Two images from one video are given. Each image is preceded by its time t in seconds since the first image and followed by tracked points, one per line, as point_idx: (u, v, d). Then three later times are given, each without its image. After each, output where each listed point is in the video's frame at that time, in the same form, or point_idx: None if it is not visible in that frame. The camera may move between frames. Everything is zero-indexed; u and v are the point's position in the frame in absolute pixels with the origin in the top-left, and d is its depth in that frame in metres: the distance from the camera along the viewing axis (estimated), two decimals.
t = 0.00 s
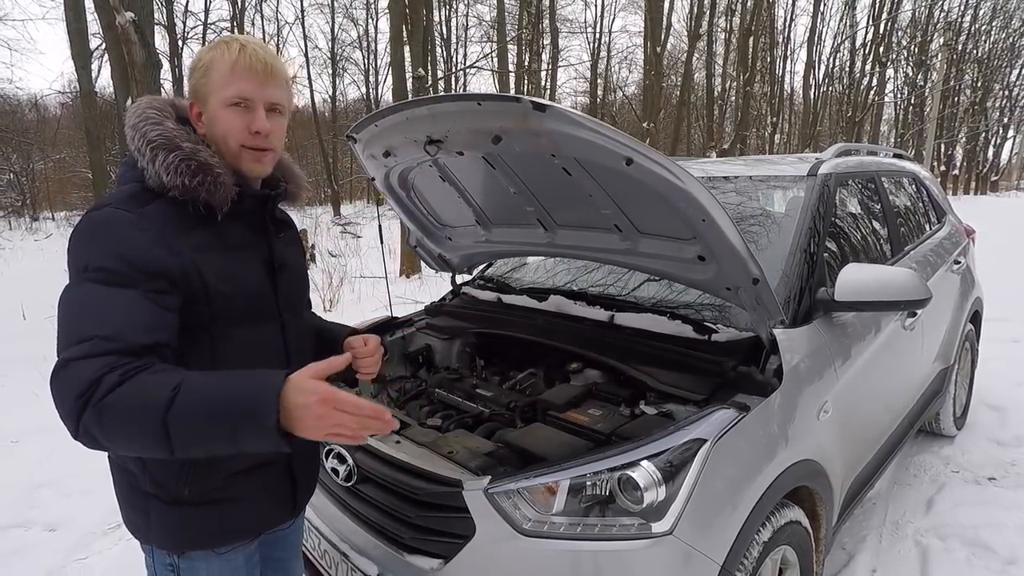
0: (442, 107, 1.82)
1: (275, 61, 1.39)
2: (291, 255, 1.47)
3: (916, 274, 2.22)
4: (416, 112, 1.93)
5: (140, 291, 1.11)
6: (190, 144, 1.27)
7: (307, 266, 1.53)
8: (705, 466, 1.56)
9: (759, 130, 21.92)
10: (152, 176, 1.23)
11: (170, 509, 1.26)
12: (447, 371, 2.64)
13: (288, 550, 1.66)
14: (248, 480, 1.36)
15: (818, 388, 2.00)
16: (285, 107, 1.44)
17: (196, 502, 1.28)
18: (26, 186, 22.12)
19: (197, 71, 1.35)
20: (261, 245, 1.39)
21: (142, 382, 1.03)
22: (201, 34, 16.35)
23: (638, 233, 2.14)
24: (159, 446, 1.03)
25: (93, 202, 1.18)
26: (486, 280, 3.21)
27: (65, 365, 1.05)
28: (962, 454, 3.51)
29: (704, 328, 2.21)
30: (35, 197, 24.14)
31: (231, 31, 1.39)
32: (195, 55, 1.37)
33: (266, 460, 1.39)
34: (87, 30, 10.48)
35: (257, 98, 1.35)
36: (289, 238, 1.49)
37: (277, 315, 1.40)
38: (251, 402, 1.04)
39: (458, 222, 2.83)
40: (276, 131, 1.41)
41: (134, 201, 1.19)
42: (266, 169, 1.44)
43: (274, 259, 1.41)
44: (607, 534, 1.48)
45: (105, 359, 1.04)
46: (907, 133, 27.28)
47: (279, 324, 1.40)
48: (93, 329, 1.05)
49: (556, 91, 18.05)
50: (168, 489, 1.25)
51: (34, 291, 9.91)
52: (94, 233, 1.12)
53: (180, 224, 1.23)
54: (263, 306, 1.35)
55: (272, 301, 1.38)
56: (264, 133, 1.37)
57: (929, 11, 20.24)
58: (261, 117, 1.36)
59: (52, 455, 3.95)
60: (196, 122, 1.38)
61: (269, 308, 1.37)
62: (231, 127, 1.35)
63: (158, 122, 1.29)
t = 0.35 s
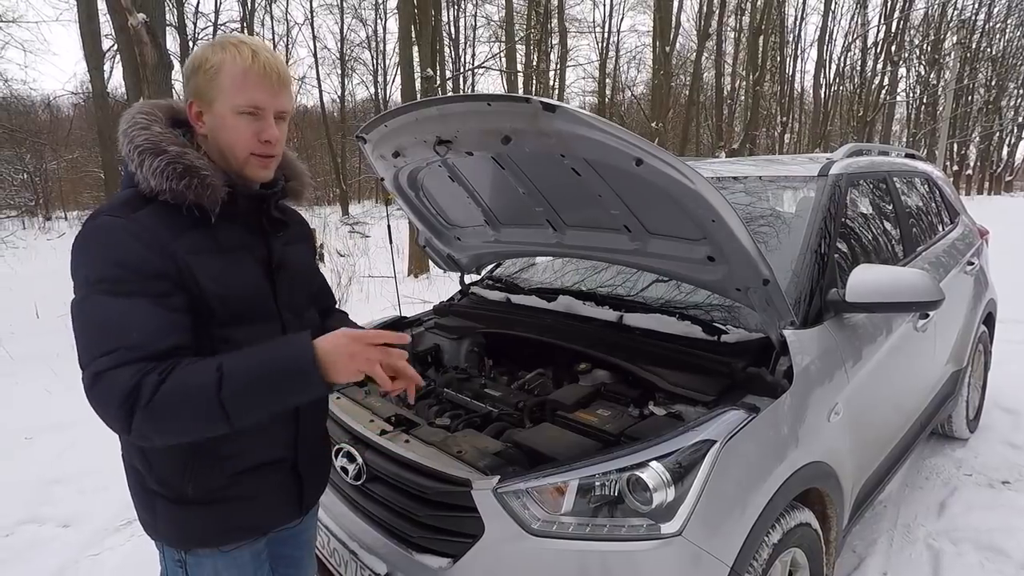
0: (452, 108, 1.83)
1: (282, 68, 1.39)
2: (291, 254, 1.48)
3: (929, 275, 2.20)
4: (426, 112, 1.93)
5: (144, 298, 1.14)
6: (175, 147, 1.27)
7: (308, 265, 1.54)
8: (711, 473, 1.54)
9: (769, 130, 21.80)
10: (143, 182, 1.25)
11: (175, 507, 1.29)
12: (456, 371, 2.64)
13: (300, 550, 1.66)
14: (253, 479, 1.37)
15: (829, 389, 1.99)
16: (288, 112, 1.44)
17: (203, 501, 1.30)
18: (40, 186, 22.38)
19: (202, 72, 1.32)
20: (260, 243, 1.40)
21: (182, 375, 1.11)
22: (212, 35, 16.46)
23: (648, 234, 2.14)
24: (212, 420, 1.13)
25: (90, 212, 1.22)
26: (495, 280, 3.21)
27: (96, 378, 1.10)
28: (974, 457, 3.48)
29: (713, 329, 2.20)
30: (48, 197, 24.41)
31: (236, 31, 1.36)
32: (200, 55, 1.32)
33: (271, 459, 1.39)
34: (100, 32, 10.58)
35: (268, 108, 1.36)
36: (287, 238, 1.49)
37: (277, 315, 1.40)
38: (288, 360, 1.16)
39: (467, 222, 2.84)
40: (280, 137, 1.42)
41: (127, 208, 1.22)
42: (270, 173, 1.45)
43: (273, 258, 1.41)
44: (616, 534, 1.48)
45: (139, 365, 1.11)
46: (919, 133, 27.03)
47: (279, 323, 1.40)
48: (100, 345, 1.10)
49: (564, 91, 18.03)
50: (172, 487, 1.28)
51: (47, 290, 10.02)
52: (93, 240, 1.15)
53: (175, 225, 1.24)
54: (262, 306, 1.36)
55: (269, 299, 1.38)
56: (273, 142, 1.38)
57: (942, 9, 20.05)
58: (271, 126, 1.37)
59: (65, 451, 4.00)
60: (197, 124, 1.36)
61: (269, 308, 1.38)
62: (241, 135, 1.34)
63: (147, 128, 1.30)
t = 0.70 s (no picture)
0: (460, 107, 1.83)
1: (262, 59, 1.39)
2: (292, 253, 1.48)
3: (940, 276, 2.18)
4: (434, 112, 1.93)
5: (147, 301, 1.16)
6: (170, 148, 1.28)
7: (309, 265, 1.54)
8: (719, 475, 1.53)
9: (778, 129, 21.67)
10: (139, 183, 1.26)
11: (178, 506, 1.30)
12: (463, 371, 2.64)
13: (308, 551, 1.67)
14: (256, 479, 1.37)
15: (838, 391, 1.98)
16: (275, 105, 1.43)
17: (206, 501, 1.31)
18: (52, 186, 22.58)
19: (186, 72, 1.36)
20: (261, 243, 1.40)
21: (193, 374, 1.14)
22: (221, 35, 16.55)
23: (657, 234, 2.13)
24: (225, 416, 1.16)
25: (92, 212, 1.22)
26: (502, 280, 3.21)
27: (107, 377, 1.11)
28: (987, 459, 3.45)
29: (722, 330, 2.19)
30: (60, 197, 24.65)
31: (219, 32, 1.39)
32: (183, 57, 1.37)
33: (274, 460, 1.40)
34: (111, 33, 10.66)
35: (246, 98, 1.35)
36: (288, 237, 1.49)
37: (278, 314, 1.41)
38: (299, 358, 1.21)
39: (474, 222, 2.84)
40: (267, 130, 1.41)
41: (126, 210, 1.23)
42: (260, 169, 1.43)
43: (274, 258, 1.41)
44: (623, 535, 1.47)
45: (150, 364, 1.13)
46: (930, 133, 26.80)
47: (280, 322, 1.41)
48: (105, 347, 1.11)
49: (572, 90, 18.01)
50: (175, 487, 1.29)
51: (59, 288, 10.11)
52: (93, 240, 1.16)
53: (172, 225, 1.25)
54: (261, 305, 1.36)
55: (269, 298, 1.38)
56: (254, 133, 1.36)
57: (954, 7, 19.84)
58: (251, 117, 1.36)
59: (76, 449, 4.03)
60: (190, 125, 1.39)
61: (269, 307, 1.38)
62: (222, 127, 1.34)
63: (141, 129, 1.31)
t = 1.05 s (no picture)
0: (464, 107, 1.83)
1: (264, 60, 1.40)
2: (293, 252, 1.48)
3: (947, 276, 2.16)
4: (438, 113, 1.94)
5: (136, 301, 1.16)
6: (168, 148, 1.28)
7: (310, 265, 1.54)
8: (723, 477, 1.52)
9: (783, 129, 21.60)
10: (139, 184, 1.27)
11: (177, 504, 1.30)
12: (467, 371, 2.65)
13: (313, 552, 1.67)
14: (255, 478, 1.37)
15: (843, 392, 1.96)
16: (278, 106, 1.44)
17: (204, 499, 1.31)
18: (58, 186, 22.70)
19: (187, 75, 1.35)
20: (260, 242, 1.41)
21: (151, 375, 1.13)
22: (226, 36, 16.60)
23: (661, 234, 2.13)
24: (181, 418, 1.14)
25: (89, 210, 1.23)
26: (507, 280, 3.21)
27: (83, 375, 1.13)
28: (994, 461, 3.42)
29: (727, 330, 2.18)
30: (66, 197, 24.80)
31: (218, 33, 1.39)
32: (184, 60, 1.37)
33: (273, 459, 1.40)
34: (117, 34, 10.71)
35: (251, 100, 1.36)
36: (289, 236, 1.49)
37: (277, 314, 1.41)
38: (251, 359, 1.15)
39: (478, 222, 2.84)
40: (273, 131, 1.42)
41: (120, 209, 1.23)
42: (265, 170, 1.43)
43: (272, 257, 1.41)
44: (627, 536, 1.47)
45: (116, 364, 1.13)
46: (937, 133, 26.63)
47: (279, 322, 1.40)
48: (80, 344, 1.13)
49: (576, 90, 17.99)
50: (174, 486, 1.30)
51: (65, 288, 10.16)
52: (84, 240, 1.16)
53: (167, 225, 1.25)
54: (259, 305, 1.36)
55: (268, 298, 1.38)
56: (262, 134, 1.37)
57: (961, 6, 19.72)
58: (258, 119, 1.37)
59: (82, 447, 4.05)
60: (192, 127, 1.39)
61: (268, 307, 1.38)
62: (229, 130, 1.35)
63: (142, 129, 1.31)
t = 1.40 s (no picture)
0: (467, 109, 1.83)
1: (259, 56, 1.43)
2: (296, 250, 1.48)
3: (950, 277, 2.16)
4: (440, 114, 1.94)
5: (129, 298, 1.18)
6: (163, 141, 1.30)
7: (315, 263, 1.54)
8: (723, 478, 1.53)
9: (786, 129, 21.57)
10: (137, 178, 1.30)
11: (172, 502, 1.32)
12: (469, 371, 2.65)
13: (314, 555, 1.67)
14: (249, 479, 1.38)
15: (845, 393, 1.97)
16: (275, 102, 1.46)
17: (196, 498, 1.32)
18: (62, 186, 22.76)
19: (186, 74, 1.40)
20: (260, 239, 1.40)
21: (127, 379, 1.14)
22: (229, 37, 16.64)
23: (662, 234, 2.13)
24: (150, 424, 1.15)
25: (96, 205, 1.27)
26: (509, 280, 3.21)
27: (76, 371, 1.17)
28: (997, 462, 3.42)
29: (729, 331, 2.18)
30: (70, 197, 24.87)
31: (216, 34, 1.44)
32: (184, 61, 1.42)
33: (267, 460, 1.40)
34: (121, 35, 10.74)
35: (245, 95, 1.38)
36: (291, 234, 1.49)
37: (275, 314, 1.40)
38: (204, 370, 1.13)
39: (481, 222, 2.85)
40: (268, 125, 1.43)
41: (121, 204, 1.26)
42: (262, 166, 1.45)
43: (271, 254, 1.41)
44: (628, 536, 1.47)
45: (102, 363, 1.16)
46: (941, 133, 26.56)
47: (276, 321, 1.40)
48: (80, 339, 1.16)
49: (579, 91, 17.99)
50: (167, 480, 1.32)
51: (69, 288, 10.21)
52: (86, 237, 1.19)
53: (162, 220, 1.26)
54: (256, 304, 1.36)
55: (267, 298, 1.38)
56: (254, 128, 1.38)
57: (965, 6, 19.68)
58: (250, 112, 1.39)
59: (86, 447, 4.06)
60: (192, 125, 1.42)
61: (265, 307, 1.38)
62: (222, 124, 1.37)
63: (142, 124, 1.34)
